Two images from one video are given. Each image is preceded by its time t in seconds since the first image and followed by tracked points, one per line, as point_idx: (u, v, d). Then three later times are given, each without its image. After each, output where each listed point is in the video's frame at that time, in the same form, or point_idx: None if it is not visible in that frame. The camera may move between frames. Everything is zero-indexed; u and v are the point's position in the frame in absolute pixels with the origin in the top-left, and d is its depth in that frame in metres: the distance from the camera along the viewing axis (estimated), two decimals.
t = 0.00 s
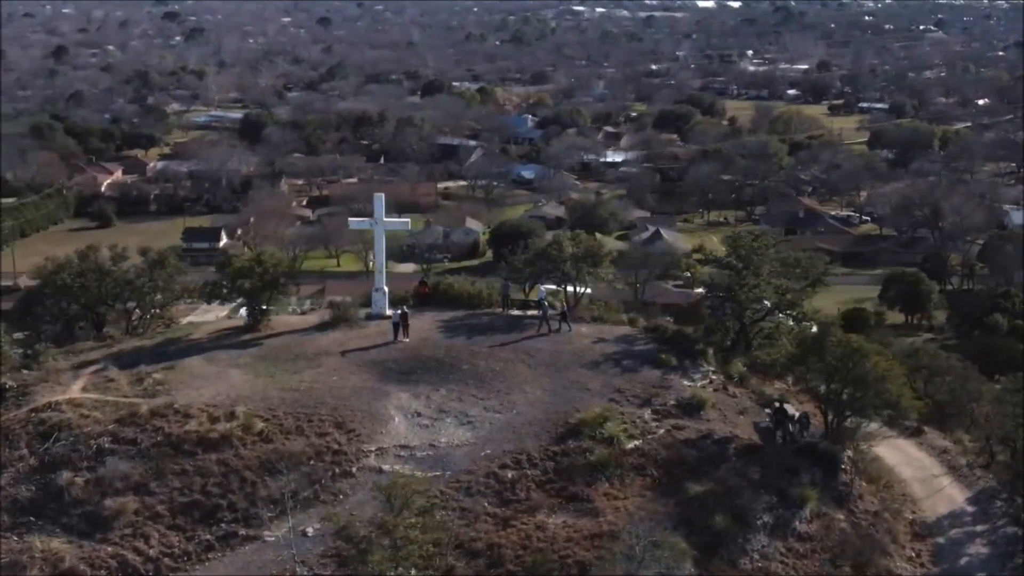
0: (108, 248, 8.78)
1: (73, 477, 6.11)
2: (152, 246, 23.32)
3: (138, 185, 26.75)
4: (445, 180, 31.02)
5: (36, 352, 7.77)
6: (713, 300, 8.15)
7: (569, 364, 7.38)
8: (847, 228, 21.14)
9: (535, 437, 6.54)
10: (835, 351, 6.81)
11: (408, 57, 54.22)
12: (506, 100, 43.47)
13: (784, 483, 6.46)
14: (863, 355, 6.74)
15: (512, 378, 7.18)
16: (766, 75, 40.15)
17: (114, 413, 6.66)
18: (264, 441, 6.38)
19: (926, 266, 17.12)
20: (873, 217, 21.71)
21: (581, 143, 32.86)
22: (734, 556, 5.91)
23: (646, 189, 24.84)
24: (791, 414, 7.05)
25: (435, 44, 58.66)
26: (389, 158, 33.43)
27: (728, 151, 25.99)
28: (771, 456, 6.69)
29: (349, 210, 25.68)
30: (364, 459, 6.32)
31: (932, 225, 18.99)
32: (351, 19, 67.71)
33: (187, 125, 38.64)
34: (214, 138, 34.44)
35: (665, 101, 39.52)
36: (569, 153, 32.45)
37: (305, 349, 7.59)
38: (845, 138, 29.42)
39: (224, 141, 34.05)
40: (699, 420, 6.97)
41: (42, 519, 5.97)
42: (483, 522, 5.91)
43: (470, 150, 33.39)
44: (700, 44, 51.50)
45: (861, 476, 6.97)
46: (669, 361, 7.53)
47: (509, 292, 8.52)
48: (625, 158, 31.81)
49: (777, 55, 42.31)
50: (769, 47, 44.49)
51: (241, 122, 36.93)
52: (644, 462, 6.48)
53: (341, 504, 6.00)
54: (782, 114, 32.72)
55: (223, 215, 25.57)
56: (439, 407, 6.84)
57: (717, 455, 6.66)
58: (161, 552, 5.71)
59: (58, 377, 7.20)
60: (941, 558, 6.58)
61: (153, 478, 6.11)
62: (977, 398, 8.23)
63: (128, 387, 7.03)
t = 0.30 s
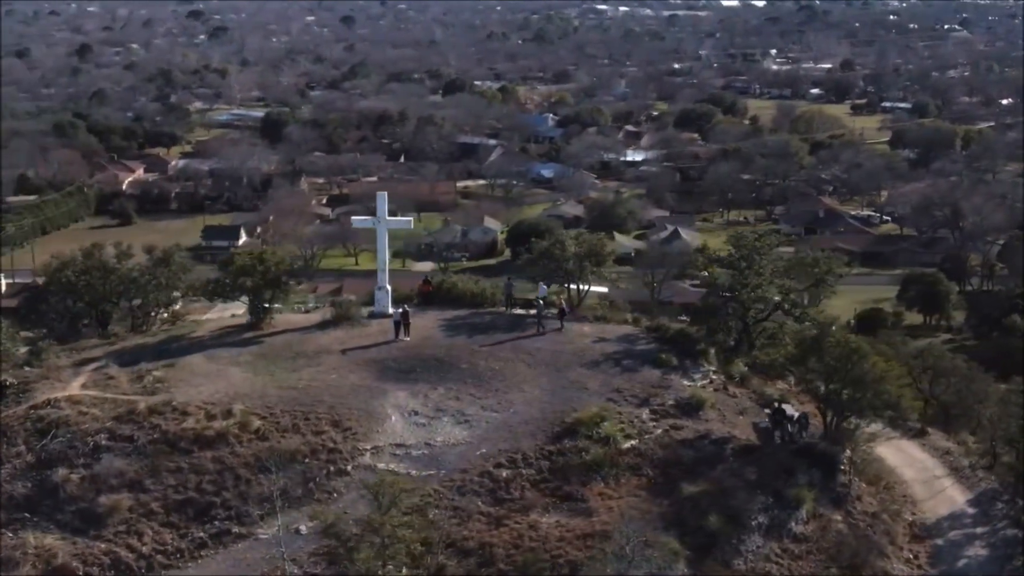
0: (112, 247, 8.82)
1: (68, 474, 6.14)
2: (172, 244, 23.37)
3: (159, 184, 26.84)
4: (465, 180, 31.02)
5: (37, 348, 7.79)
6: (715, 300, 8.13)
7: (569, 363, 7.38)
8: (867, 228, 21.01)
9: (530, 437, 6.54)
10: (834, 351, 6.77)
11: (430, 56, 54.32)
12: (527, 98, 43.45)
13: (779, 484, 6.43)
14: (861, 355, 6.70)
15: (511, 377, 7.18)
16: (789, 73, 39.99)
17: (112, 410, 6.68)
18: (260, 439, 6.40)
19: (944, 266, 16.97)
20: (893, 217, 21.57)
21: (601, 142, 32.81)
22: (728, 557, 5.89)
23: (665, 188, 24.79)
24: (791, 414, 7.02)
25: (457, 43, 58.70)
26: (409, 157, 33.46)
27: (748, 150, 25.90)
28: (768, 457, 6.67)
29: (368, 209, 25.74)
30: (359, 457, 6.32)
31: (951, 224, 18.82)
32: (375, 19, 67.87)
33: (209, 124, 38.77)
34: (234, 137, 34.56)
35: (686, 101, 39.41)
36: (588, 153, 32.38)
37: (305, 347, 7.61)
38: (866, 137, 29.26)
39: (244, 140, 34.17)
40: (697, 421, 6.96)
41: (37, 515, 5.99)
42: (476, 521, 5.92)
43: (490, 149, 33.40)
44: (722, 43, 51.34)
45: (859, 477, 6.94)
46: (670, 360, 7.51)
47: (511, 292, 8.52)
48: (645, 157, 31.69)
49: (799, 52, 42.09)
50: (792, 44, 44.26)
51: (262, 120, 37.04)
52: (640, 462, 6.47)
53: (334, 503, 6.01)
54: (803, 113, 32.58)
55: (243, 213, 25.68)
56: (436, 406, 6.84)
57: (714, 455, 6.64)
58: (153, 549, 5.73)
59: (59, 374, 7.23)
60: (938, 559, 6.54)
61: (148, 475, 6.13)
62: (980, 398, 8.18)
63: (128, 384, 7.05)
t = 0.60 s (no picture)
0: (118, 247, 8.87)
1: (64, 472, 6.16)
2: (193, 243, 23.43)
3: (180, 183, 26.94)
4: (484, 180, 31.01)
5: (42, 346, 7.83)
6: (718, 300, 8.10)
7: (569, 363, 7.37)
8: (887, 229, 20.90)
9: (527, 437, 6.53)
10: (833, 353, 6.74)
11: (453, 56, 54.34)
12: (549, 98, 43.40)
13: (776, 486, 6.41)
14: (861, 357, 6.67)
15: (510, 377, 7.17)
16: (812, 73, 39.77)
17: (111, 408, 6.71)
18: (257, 438, 6.40)
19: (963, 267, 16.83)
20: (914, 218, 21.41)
21: (621, 142, 32.72)
22: (722, 559, 5.87)
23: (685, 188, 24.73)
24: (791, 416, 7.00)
25: (480, 43, 58.70)
26: (430, 157, 33.47)
27: (769, 150, 25.78)
28: (766, 459, 6.65)
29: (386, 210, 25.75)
30: (355, 457, 6.32)
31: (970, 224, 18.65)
32: (399, 18, 67.97)
33: (232, 123, 38.92)
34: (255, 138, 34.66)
35: (709, 101, 39.26)
36: (609, 153, 32.33)
37: (306, 347, 7.62)
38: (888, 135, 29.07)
39: (266, 139, 34.26)
40: (696, 422, 6.94)
41: (32, 513, 6.02)
42: (470, 521, 5.91)
43: (511, 149, 33.36)
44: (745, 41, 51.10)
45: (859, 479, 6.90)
46: (670, 361, 7.50)
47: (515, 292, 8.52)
48: (665, 157, 31.55)
49: (822, 50, 41.82)
50: (816, 43, 44.00)
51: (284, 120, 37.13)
52: (636, 463, 6.46)
53: (328, 502, 6.01)
54: (825, 113, 32.39)
55: (263, 213, 25.75)
56: (434, 406, 6.84)
57: (711, 457, 6.62)
58: (147, 547, 5.74)
59: (60, 372, 7.27)
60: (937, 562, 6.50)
61: (144, 474, 6.15)
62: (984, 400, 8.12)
63: (128, 383, 7.08)
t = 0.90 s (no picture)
0: (124, 246, 8.92)
1: (61, 468, 6.19)
2: (214, 241, 23.46)
3: (202, 181, 27.01)
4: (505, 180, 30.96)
5: (46, 342, 7.85)
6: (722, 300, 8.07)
7: (569, 363, 7.36)
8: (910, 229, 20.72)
9: (524, 436, 6.52)
10: (833, 353, 6.70)
11: (476, 55, 54.31)
12: (571, 97, 43.32)
13: (772, 487, 6.38)
14: (860, 357, 6.63)
15: (510, 376, 7.17)
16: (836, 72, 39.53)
17: (110, 405, 6.73)
18: (254, 436, 6.41)
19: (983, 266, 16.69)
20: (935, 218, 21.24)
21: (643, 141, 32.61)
22: (716, 560, 5.86)
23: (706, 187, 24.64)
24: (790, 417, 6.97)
25: (504, 43, 58.66)
26: (451, 156, 33.45)
27: (791, 150, 25.64)
28: (764, 459, 6.63)
29: (406, 209, 25.75)
30: (351, 455, 6.32)
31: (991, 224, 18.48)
32: (423, 18, 68.00)
33: (255, 122, 39.01)
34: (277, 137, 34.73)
35: (732, 100, 39.10)
36: (630, 152, 32.23)
37: (308, 345, 7.63)
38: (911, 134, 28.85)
39: (288, 138, 34.33)
40: (695, 422, 6.92)
41: (28, 510, 6.05)
42: (463, 520, 5.91)
43: (532, 147, 33.31)
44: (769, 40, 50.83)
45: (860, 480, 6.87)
46: (671, 361, 7.48)
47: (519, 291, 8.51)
48: (686, 157, 31.40)
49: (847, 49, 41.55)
50: (840, 42, 43.70)
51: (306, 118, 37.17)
52: (633, 463, 6.44)
53: (323, 500, 6.01)
54: (848, 111, 32.18)
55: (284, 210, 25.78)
56: (432, 405, 6.83)
57: (709, 457, 6.59)
58: (140, 544, 5.76)
59: (62, 369, 7.30)
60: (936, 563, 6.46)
61: (141, 471, 6.17)
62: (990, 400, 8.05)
63: (128, 380, 7.10)
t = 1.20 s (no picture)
0: (129, 244, 8.94)
1: (58, 466, 6.21)
2: (234, 240, 23.52)
3: (223, 181, 27.07)
4: (525, 179, 30.90)
5: (52, 340, 7.86)
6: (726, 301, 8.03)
7: (569, 362, 7.35)
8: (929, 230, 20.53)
9: (521, 436, 6.51)
10: (832, 354, 6.67)
11: (498, 55, 54.33)
12: (593, 97, 43.26)
13: (769, 488, 6.36)
14: (860, 358, 6.59)
15: (508, 376, 7.16)
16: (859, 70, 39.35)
17: (110, 403, 6.75)
18: (250, 434, 6.42)
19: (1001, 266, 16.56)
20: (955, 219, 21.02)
21: (664, 140, 32.51)
22: (709, 559, 5.85)
23: (726, 187, 24.57)
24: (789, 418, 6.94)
25: (526, 42, 58.69)
26: (471, 156, 33.44)
27: (811, 150, 25.50)
28: (761, 460, 6.61)
29: (424, 210, 25.75)
30: (347, 454, 6.33)
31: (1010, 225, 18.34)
32: (445, 17, 68.13)
33: (277, 121, 39.11)
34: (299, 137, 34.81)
35: (753, 100, 38.97)
36: (650, 151, 32.14)
37: (309, 344, 7.64)
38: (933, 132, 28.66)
39: (309, 138, 34.40)
40: (693, 422, 6.90)
41: (24, 506, 6.07)
42: (456, 519, 5.90)
43: (552, 147, 33.26)
44: (792, 38, 50.63)
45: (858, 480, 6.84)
46: (671, 361, 7.46)
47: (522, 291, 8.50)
48: (707, 157, 31.28)
49: (870, 49, 41.35)
50: (864, 42, 43.49)
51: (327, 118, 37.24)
52: (630, 463, 6.42)
53: (316, 499, 6.01)
54: (870, 110, 31.99)
55: (304, 209, 25.81)
56: (430, 404, 6.84)
57: (706, 458, 6.58)
58: (134, 542, 5.77)
59: (63, 367, 7.33)
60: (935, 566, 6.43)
61: (136, 468, 6.18)
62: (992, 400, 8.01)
63: (129, 378, 7.12)
